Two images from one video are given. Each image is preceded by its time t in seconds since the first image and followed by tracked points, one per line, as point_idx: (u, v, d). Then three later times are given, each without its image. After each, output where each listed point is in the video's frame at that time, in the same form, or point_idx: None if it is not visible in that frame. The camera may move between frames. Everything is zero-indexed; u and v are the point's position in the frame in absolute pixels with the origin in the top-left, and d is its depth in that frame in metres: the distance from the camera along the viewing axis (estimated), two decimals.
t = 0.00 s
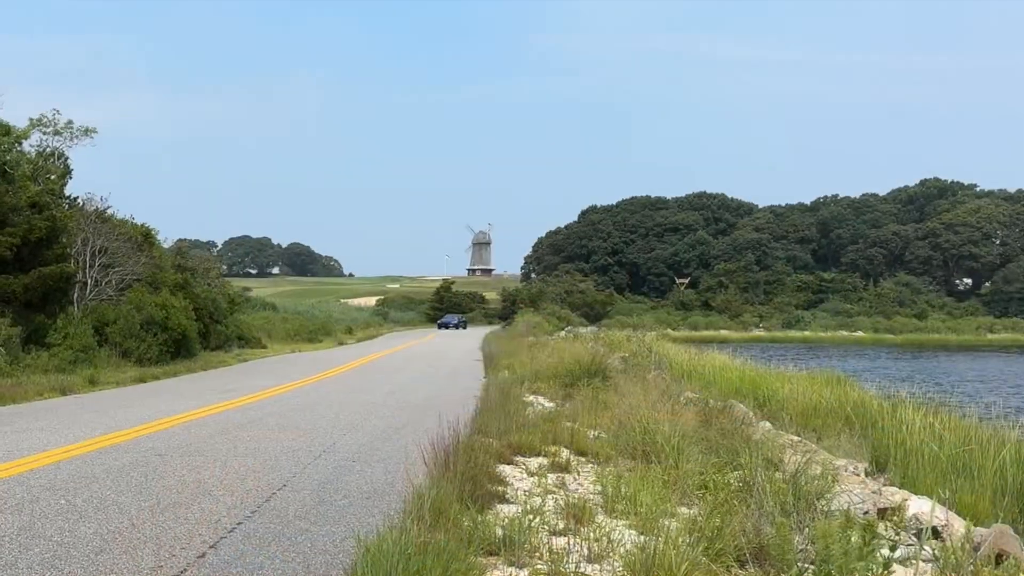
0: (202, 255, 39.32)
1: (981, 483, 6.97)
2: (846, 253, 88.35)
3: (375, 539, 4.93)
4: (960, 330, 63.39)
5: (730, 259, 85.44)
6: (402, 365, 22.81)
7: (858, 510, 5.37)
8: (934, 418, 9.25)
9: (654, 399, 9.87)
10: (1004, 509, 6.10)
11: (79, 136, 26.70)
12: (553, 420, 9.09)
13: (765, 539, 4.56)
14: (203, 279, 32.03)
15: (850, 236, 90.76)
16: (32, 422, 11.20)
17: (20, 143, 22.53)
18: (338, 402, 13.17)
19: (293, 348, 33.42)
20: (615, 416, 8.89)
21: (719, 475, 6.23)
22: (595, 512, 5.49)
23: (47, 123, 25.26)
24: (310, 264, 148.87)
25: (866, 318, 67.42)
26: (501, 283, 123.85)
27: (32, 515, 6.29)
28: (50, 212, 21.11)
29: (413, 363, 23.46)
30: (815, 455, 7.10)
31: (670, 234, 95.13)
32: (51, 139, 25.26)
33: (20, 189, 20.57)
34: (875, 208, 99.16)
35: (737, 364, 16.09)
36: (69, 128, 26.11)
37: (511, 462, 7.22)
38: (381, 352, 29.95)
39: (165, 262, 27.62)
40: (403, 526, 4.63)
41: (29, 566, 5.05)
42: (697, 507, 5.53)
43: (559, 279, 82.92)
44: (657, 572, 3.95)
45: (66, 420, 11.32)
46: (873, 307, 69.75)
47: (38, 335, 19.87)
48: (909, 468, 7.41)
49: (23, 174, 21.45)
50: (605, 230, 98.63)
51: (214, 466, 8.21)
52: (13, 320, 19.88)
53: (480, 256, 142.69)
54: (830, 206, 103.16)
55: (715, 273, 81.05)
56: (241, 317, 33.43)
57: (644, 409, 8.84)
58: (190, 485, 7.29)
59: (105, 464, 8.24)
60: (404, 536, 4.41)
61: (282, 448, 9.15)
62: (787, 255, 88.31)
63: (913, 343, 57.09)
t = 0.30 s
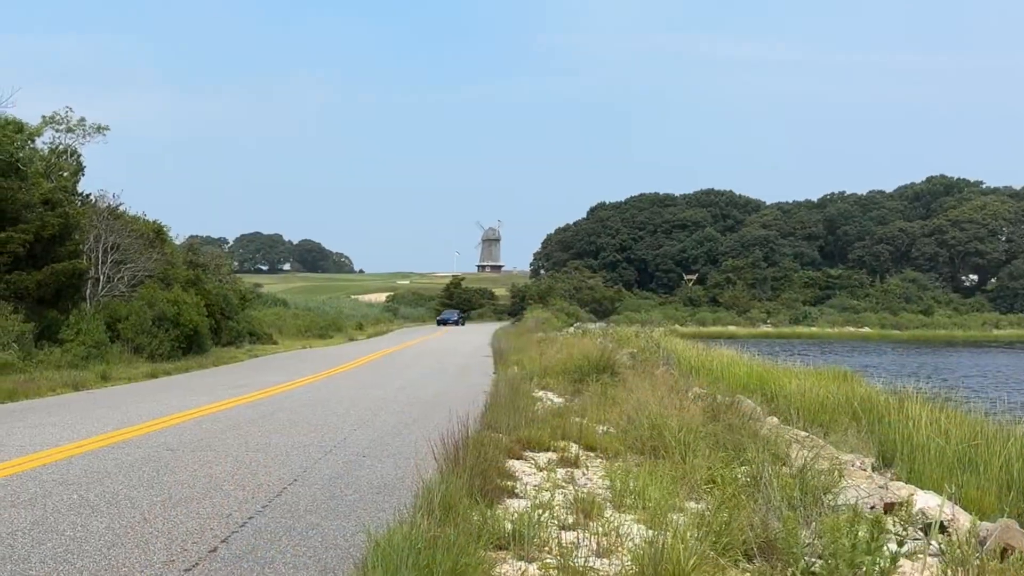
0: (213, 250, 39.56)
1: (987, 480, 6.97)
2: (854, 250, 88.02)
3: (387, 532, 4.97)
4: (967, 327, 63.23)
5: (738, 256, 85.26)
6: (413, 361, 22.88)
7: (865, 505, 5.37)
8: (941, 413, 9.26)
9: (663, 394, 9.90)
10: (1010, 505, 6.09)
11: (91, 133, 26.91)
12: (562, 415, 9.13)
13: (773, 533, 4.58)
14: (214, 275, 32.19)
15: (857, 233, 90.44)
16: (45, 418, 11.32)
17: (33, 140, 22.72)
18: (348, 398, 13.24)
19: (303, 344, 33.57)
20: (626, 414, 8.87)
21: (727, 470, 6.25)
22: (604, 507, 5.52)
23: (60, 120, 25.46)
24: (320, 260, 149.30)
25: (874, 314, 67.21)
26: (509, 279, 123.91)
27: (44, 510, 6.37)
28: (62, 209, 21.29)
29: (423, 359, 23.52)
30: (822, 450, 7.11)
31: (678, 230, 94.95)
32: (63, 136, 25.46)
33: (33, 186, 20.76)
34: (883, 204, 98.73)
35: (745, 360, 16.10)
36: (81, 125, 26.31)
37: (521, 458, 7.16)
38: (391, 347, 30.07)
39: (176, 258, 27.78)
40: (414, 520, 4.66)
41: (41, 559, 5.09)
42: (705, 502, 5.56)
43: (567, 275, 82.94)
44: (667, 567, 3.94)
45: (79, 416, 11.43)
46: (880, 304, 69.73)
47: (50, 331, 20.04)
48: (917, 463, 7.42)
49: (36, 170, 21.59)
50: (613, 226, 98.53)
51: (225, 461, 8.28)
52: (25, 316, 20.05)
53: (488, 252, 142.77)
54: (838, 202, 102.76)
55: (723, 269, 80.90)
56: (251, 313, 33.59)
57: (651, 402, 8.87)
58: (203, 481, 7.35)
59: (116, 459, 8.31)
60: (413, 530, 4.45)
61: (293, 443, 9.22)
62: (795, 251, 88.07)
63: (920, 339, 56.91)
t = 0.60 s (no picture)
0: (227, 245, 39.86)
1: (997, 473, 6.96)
2: (866, 245, 87.53)
3: (402, 524, 5.05)
4: (976, 321, 62.89)
5: (750, 251, 84.93)
6: (427, 355, 22.98)
7: (875, 497, 5.40)
8: (950, 406, 9.27)
9: (675, 387, 9.92)
10: (1020, 497, 6.10)
11: (109, 129, 27.20)
12: (574, 408, 9.18)
13: (783, 525, 4.62)
14: (230, 269, 32.44)
15: (867, 228, 89.94)
16: (64, 411, 11.49)
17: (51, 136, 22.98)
18: (363, 392, 13.34)
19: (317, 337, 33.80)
20: (639, 407, 8.93)
21: (738, 462, 6.29)
22: (617, 499, 5.57)
23: (78, 116, 25.74)
24: (333, 255, 149.92)
25: (884, 308, 66.85)
26: (521, 274, 124.10)
27: (63, 502, 6.48)
28: (80, 204, 21.55)
29: (437, 352, 23.65)
30: (832, 443, 7.13)
31: (690, 225, 94.66)
32: (81, 132, 25.74)
33: (51, 182, 21.03)
34: (895, 198, 98.05)
35: (756, 354, 16.09)
36: (99, 121, 26.60)
37: (533, 451, 7.24)
38: (405, 341, 30.18)
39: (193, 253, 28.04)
40: (427, 512, 4.73)
41: (61, 551, 5.18)
42: (716, 494, 5.59)
43: (578, 270, 82.92)
44: (679, 559, 3.99)
45: (97, 409, 11.59)
46: (888, 299, 69.44)
47: (69, 325, 20.35)
48: (928, 456, 7.43)
49: (53, 166, 21.76)
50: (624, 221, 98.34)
51: (241, 453, 8.38)
52: (44, 311, 20.36)
53: (500, 247, 142.85)
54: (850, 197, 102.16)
55: (734, 264, 80.65)
56: (266, 307, 33.82)
57: (664, 396, 8.92)
58: (220, 475, 7.46)
59: (134, 452, 8.45)
60: (428, 523, 4.50)
61: (308, 436, 9.32)
62: (806, 247, 87.64)
63: (931, 334, 56.59)
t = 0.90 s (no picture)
0: (249, 238, 40.25)
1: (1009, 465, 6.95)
2: (880, 239, 86.77)
3: (420, 513, 5.13)
4: (987, 314, 62.28)
5: (765, 245, 84.44)
6: (447, 347, 23.10)
7: (888, 487, 5.41)
8: (963, 397, 9.26)
9: (691, 379, 9.95)
10: None
11: (132, 124, 27.53)
12: (592, 399, 9.24)
13: (798, 516, 4.65)
14: (252, 263, 32.74)
15: (880, 222, 89.18)
16: (88, 402, 11.72)
17: (75, 131, 23.28)
18: (382, 383, 13.47)
19: (337, 330, 34.06)
20: (654, 398, 8.96)
21: (753, 454, 6.32)
22: (633, 490, 5.62)
23: (102, 112, 26.07)
24: (353, 248, 150.76)
25: (897, 301, 66.23)
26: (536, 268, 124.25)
27: (87, 492, 6.62)
28: (103, 198, 21.85)
29: (456, 345, 23.79)
30: (845, 434, 7.14)
31: (705, 219, 94.22)
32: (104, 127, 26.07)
33: (75, 176, 21.33)
34: (907, 194, 97.35)
35: (771, 346, 16.06)
36: (122, 117, 26.92)
37: (550, 442, 7.30)
38: (425, 333, 30.38)
39: (214, 246, 28.34)
40: (446, 502, 4.80)
41: (84, 541, 5.29)
42: (731, 485, 5.63)
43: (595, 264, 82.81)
44: (694, 549, 4.04)
45: (120, 400, 11.81)
46: (901, 291, 68.71)
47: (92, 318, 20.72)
48: (941, 446, 7.40)
49: (77, 161, 21.98)
50: (640, 215, 98.06)
51: (262, 445, 8.52)
52: (68, 304, 20.75)
53: (517, 241, 142.71)
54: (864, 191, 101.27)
55: (749, 258, 80.22)
56: (287, 300, 34.10)
57: (679, 388, 8.94)
58: (241, 465, 7.58)
59: (156, 443, 8.60)
60: (446, 513, 4.58)
61: (328, 427, 9.44)
62: (819, 240, 87.07)
63: (943, 326, 56.05)
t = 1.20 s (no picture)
0: (275, 230, 40.69)
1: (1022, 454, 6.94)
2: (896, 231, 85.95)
3: (442, 501, 5.24)
4: (1000, 305, 61.49)
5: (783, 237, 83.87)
6: (470, 337, 23.23)
7: (903, 477, 5.44)
8: (979, 387, 9.23)
9: (710, 369, 9.98)
10: None
11: (159, 118, 27.89)
12: (611, 389, 9.30)
13: (814, 504, 4.69)
14: (277, 255, 33.11)
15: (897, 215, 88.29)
16: (116, 392, 11.99)
17: (104, 125, 23.63)
18: (405, 373, 13.62)
19: (361, 320, 34.36)
20: (675, 387, 9.01)
21: (770, 443, 6.36)
22: (652, 478, 5.69)
23: (129, 106, 26.43)
24: (377, 240, 151.90)
25: (912, 292, 65.43)
26: (557, 260, 124.29)
27: (116, 480, 6.80)
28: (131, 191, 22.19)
29: (478, 336, 23.92)
30: (861, 423, 7.15)
31: (724, 212, 93.68)
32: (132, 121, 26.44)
33: (103, 170, 21.67)
34: (922, 186, 96.42)
35: (789, 337, 16.03)
36: (149, 111, 27.29)
37: (571, 432, 7.37)
38: (447, 324, 30.54)
39: (241, 239, 28.73)
40: (468, 490, 4.90)
41: (112, 528, 5.43)
42: (748, 473, 5.68)
43: (614, 256, 82.60)
44: (713, 536, 4.11)
45: (148, 390, 12.07)
46: (915, 283, 67.91)
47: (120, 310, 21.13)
48: (954, 436, 7.39)
49: (104, 155, 22.25)
50: (660, 207, 97.67)
51: (287, 433, 8.68)
52: (96, 296, 21.17)
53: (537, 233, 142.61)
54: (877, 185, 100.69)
55: (767, 250, 79.68)
56: (312, 291, 34.43)
57: (699, 378, 8.97)
58: (267, 455, 7.74)
59: (183, 432, 8.79)
60: (468, 501, 4.67)
61: (352, 416, 9.59)
62: (835, 233, 86.56)
63: (958, 318, 55.43)
